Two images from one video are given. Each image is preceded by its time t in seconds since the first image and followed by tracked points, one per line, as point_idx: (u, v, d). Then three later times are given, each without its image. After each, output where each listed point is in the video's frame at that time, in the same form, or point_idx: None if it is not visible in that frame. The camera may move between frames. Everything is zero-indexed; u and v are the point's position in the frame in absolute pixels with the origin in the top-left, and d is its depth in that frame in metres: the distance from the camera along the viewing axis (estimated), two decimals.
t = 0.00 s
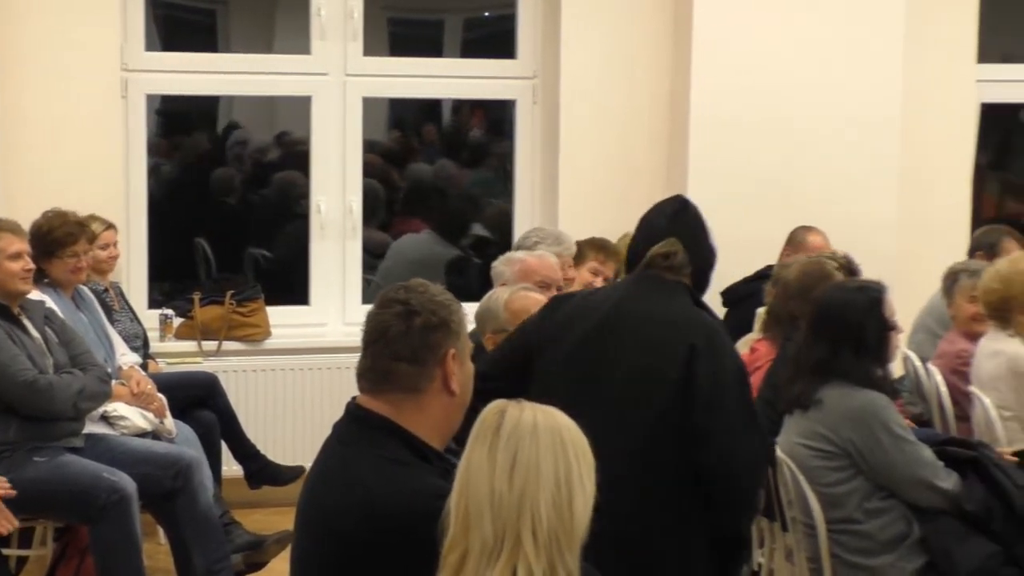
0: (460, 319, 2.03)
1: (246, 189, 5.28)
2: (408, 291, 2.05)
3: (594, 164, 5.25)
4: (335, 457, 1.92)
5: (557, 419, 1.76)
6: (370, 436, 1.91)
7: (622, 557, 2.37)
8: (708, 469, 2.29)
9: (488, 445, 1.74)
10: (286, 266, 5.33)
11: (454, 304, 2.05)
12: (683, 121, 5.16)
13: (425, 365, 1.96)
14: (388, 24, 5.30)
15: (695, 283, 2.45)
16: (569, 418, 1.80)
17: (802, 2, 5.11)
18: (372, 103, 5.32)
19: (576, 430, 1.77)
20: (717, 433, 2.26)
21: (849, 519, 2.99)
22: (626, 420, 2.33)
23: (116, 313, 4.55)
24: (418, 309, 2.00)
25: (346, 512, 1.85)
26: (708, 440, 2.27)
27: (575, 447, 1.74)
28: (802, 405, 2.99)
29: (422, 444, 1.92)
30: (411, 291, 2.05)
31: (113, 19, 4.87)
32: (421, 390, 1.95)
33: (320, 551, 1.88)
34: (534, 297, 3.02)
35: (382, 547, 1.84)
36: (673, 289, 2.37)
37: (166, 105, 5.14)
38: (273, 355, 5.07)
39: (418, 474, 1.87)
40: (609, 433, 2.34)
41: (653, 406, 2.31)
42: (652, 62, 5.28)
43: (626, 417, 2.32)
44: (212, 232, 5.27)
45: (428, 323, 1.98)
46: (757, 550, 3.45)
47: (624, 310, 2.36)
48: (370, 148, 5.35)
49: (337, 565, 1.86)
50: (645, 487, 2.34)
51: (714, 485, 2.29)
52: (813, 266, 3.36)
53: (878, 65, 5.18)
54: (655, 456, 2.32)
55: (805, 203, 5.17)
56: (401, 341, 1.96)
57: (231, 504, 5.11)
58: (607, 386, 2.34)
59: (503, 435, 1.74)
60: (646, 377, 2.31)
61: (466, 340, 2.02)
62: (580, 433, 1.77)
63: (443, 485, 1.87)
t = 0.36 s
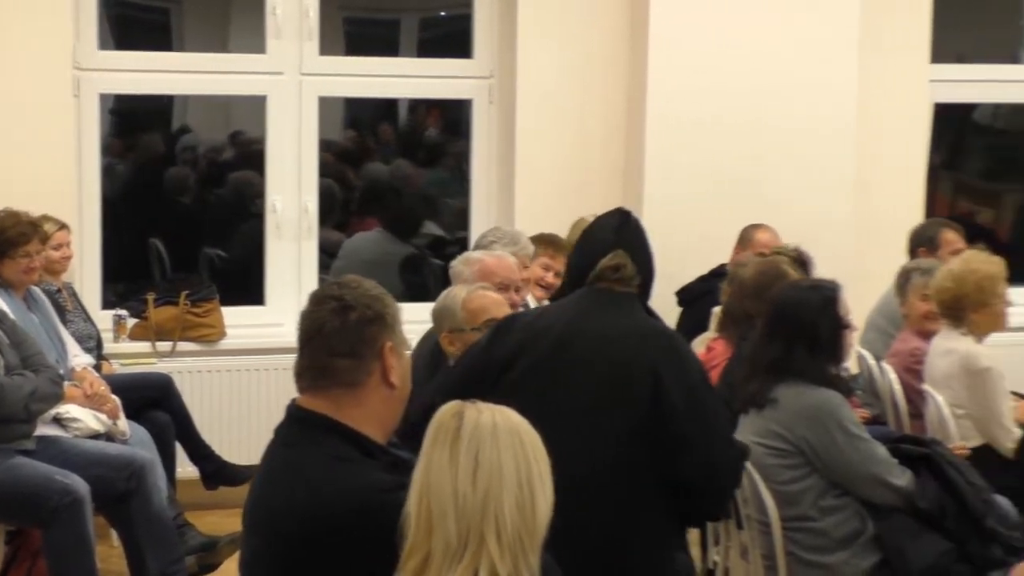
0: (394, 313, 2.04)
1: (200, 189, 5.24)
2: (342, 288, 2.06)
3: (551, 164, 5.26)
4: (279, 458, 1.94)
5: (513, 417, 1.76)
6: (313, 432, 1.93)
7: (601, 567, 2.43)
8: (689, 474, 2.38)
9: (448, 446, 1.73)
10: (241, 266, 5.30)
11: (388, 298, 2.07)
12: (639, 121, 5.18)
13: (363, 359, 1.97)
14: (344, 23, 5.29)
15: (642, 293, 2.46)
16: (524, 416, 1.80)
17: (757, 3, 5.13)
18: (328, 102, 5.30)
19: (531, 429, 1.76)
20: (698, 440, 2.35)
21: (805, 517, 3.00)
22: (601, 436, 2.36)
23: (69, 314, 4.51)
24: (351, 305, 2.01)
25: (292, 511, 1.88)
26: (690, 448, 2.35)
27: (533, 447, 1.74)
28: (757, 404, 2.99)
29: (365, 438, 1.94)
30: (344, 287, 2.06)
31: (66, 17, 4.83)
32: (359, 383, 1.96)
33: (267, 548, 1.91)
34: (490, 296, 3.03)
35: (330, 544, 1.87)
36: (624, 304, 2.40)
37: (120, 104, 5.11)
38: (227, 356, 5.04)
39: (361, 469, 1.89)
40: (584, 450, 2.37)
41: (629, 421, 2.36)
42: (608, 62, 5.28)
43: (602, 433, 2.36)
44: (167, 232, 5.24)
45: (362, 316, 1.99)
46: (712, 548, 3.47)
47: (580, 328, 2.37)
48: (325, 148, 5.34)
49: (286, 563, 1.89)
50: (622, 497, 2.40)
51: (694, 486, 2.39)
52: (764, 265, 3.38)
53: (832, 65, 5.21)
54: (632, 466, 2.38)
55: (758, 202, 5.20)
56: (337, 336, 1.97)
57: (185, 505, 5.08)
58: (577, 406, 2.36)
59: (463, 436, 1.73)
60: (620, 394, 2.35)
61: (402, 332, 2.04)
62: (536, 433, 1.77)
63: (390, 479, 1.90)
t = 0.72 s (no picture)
0: (303, 309, 2.04)
1: (112, 187, 5.18)
2: (251, 283, 2.05)
3: (466, 163, 5.26)
4: (188, 457, 1.95)
5: (430, 417, 1.76)
6: (218, 429, 1.94)
7: (531, 558, 2.68)
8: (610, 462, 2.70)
9: (363, 446, 1.72)
10: (153, 265, 5.25)
11: (296, 294, 2.06)
12: (554, 120, 5.19)
13: (271, 354, 1.96)
14: (257, 20, 5.26)
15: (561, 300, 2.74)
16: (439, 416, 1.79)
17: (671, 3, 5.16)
18: (242, 101, 5.26)
19: (446, 428, 1.76)
20: (630, 429, 2.68)
21: (718, 513, 3.02)
22: (544, 440, 2.61)
23: None
24: (259, 300, 2.00)
25: (199, 507, 1.90)
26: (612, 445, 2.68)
27: (449, 446, 1.73)
28: (672, 401, 3.01)
29: (274, 437, 1.94)
30: (253, 283, 2.05)
31: None
32: (267, 379, 1.96)
33: (174, 546, 1.93)
34: (411, 296, 3.02)
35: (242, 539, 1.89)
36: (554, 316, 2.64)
37: (28, 102, 5.06)
38: (139, 356, 4.99)
39: (272, 463, 1.91)
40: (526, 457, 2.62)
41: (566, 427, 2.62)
42: (524, 62, 5.28)
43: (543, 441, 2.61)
44: (76, 232, 5.17)
45: (271, 312, 1.98)
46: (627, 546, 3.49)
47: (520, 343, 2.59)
48: (239, 147, 5.29)
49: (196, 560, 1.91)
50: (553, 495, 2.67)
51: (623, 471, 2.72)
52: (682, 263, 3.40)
53: (745, 66, 5.25)
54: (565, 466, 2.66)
55: (671, 200, 5.23)
56: (246, 332, 1.96)
57: (95, 507, 5.01)
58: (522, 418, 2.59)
59: (380, 436, 1.72)
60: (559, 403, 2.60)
61: (310, 329, 2.03)
62: (451, 432, 1.76)
63: (297, 472, 1.92)
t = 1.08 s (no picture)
0: (265, 316, 2.02)
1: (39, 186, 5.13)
2: (215, 286, 2.04)
3: (398, 161, 5.24)
4: (134, 454, 1.92)
5: (365, 415, 1.75)
6: (166, 423, 1.92)
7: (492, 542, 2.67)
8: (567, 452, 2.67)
9: (297, 447, 1.71)
10: (82, 264, 5.19)
11: (260, 301, 2.05)
12: (486, 119, 5.19)
13: (226, 357, 1.95)
14: (186, 17, 5.21)
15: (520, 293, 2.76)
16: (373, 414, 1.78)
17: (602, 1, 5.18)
18: (171, 98, 5.21)
19: (381, 428, 1.76)
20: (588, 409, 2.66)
21: (652, 511, 3.03)
22: (499, 425, 2.60)
23: None
24: (221, 302, 1.99)
25: (144, 501, 1.86)
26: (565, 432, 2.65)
27: (384, 447, 1.73)
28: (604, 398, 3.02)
29: (224, 437, 1.93)
30: (218, 286, 2.04)
31: None
32: (219, 382, 1.94)
33: (114, 546, 1.88)
34: (352, 296, 2.99)
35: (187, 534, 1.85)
36: (504, 306, 2.64)
37: None
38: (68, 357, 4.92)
39: (219, 460, 1.89)
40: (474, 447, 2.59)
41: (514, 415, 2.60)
42: (456, 60, 5.28)
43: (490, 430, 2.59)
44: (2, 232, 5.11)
45: (232, 314, 1.97)
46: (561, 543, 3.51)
47: (467, 331, 2.60)
48: (169, 145, 5.24)
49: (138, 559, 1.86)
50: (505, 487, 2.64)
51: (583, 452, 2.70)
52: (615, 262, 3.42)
53: (675, 65, 5.28)
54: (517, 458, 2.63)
55: (604, 199, 5.25)
56: (205, 331, 1.95)
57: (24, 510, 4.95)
58: (467, 407, 2.58)
59: (314, 435, 1.71)
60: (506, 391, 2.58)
61: (270, 337, 2.01)
62: (386, 432, 1.76)
63: (245, 468, 1.90)
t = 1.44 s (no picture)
0: (275, 318, 2.01)
1: None
2: (225, 285, 2.03)
3: (361, 161, 5.23)
4: (130, 439, 1.92)
5: (328, 416, 1.74)
6: (167, 411, 1.93)
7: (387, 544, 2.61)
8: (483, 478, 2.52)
9: (261, 450, 1.71)
10: (44, 265, 5.15)
11: (271, 301, 2.03)
12: (450, 118, 5.18)
13: (225, 361, 1.95)
14: (148, 17, 5.18)
15: (466, 290, 2.61)
16: (338, 412, 1.78)
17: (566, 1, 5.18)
18: (133, 97, 5.18)
19: (347, 428, 1.75)
20: (470, 424, 2.50)
21: (617, 510, 3.03)
22: (388, 415, 2.57)
23: None
24: (226, 304, 1.98)
25: (128, 479, 1.86)
26: (461, 446, 2.51)
27: (348, 449, 1.72)
28: (570, 398, 3.03)
29: (219, 432, 1.94)
30: (227, 284, 2.03)
31: None
32: (218, 385, 1.95)
33: (95, 523, 1.87)
34: (318, 295, 2.96)
35: (166, 520, 1.84)
36: (446, 305, 2.58)
37: None
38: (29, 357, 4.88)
39: (208, 453, 1.89)
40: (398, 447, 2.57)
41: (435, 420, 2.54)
42: (419, 59, 5.27)
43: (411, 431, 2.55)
44: None
45: (234, 318, 1.96)
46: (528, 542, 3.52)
47: (406, 329, 2.58)
48: (131, 144, 5.21)
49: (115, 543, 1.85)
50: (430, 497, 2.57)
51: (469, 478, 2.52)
52: (586, 265, 3.42)
53: (638, 64, 5.29)
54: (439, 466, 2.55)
55: (568, 198, 5.25)
56: (206, 333, 1.95)
57: None
58: (393, 404, 2.56)
59: (276, 439, 1.71)
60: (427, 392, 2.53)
61: (277, 340, 2.00)
62: (351, 432, 1.75)
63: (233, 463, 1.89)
